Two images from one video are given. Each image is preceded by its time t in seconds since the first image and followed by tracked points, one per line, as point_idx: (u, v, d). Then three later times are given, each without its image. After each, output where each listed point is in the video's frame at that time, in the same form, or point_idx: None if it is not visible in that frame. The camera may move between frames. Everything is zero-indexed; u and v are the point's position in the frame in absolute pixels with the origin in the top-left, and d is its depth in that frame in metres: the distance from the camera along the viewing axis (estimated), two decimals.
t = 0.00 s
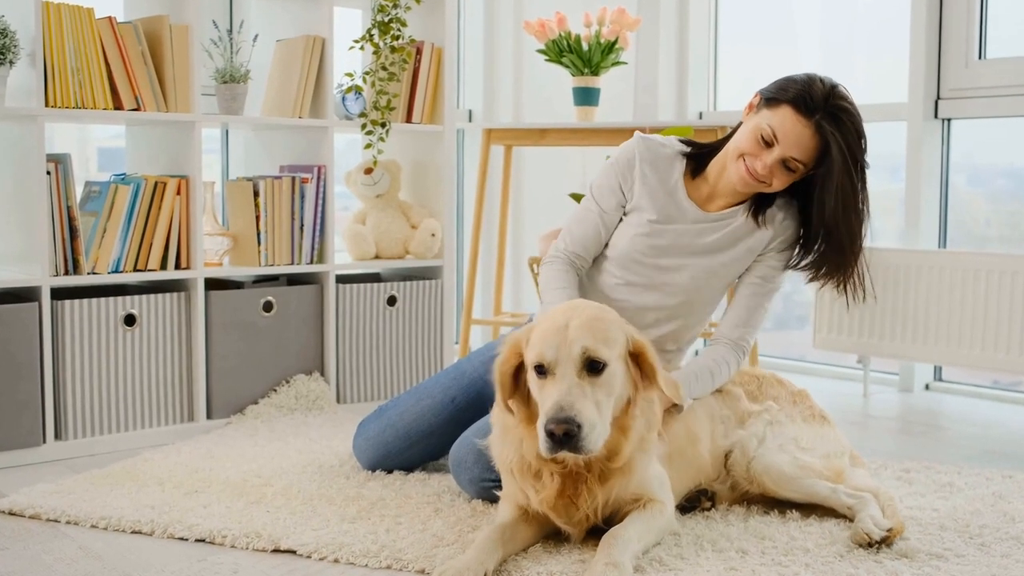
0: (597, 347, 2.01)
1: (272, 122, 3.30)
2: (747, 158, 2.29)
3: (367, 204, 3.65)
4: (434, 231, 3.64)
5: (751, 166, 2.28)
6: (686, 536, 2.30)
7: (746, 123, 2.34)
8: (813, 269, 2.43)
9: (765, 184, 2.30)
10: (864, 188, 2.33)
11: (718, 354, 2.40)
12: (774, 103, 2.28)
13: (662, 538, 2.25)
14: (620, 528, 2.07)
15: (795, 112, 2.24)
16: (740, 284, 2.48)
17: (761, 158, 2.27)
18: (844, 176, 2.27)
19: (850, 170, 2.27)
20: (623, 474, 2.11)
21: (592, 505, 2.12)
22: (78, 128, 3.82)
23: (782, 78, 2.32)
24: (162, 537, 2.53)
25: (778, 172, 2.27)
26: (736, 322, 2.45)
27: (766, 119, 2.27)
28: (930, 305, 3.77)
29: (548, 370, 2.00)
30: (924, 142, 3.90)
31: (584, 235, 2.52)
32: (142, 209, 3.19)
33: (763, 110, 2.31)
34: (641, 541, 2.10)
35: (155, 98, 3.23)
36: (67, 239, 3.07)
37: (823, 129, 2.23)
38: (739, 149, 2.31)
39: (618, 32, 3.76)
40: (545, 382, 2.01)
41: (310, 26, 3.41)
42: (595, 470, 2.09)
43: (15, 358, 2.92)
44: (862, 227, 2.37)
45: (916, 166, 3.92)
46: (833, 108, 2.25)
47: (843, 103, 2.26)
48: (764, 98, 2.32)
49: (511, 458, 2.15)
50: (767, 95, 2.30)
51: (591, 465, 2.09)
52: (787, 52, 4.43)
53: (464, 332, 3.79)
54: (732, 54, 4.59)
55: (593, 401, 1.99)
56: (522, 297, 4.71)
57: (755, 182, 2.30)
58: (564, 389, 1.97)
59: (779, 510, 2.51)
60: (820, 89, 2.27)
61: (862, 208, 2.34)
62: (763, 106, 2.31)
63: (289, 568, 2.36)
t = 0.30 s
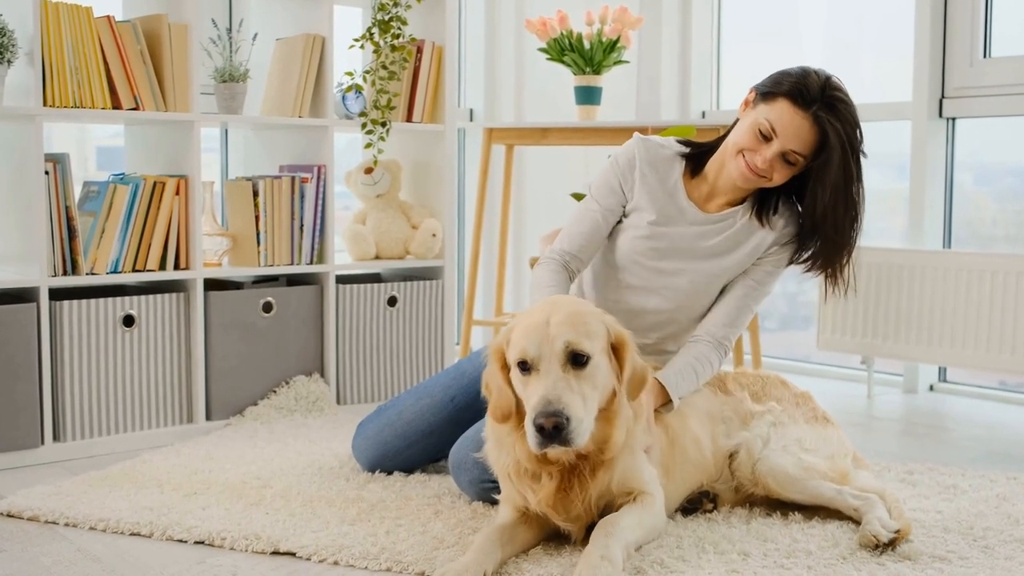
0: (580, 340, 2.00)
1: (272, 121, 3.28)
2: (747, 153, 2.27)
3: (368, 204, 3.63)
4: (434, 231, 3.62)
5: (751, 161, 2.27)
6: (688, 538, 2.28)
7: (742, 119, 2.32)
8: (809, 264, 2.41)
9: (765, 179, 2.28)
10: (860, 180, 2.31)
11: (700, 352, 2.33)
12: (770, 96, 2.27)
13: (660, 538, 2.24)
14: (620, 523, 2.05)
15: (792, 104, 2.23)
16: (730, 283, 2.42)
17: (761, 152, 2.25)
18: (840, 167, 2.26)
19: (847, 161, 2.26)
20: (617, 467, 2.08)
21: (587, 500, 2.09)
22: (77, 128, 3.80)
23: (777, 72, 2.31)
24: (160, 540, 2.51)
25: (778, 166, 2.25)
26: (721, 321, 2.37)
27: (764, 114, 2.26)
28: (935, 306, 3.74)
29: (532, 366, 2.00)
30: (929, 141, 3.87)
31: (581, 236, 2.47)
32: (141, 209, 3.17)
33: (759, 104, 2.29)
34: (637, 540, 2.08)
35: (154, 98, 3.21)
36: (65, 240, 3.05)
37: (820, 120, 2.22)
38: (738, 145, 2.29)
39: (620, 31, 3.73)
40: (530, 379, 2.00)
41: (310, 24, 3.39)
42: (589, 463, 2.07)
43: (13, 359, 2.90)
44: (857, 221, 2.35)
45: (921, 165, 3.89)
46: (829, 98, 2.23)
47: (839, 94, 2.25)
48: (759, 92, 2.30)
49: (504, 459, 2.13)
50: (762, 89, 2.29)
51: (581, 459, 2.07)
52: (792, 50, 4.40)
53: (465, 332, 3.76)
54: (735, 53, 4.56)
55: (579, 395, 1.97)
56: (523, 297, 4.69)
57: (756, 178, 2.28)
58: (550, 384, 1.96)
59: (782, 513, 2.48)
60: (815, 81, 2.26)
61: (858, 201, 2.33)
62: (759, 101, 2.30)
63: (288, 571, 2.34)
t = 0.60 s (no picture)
0: (575, 351, 1.99)
1: (272, 119, 3.26)
2: (742, 153, 2.25)
3: (368, 203, 3.61)
4: (435, 231, 3.60)
5: (746, 161, 2.24)
6: (688, 539, 2.26)
7: (737, 119, 2.30)
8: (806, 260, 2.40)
9: (761, 178, 2.26)
10: (856, 179, 2.29)
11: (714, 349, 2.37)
12: (764, 95, 2.25)
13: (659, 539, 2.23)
14: (611, 529, 2.05)
15: (786, 103, 2.20)
16: (737, 283, 2.46)
17: (756, 152, 2.23)
18: (835, 166, 2.24)
19: (841, 160, 2.24)
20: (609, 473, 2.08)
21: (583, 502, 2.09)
22: (76, 126, 3.78)
23: (772, 70, 2.28)
24: (159, 541, 2.49)
25: (774, 165, 2.23)
26: (733, 320, 2.42)
27: (758, 113, 2.24)
28: (939, 306, 3.72)
29: (524, 375, 2.00)
30: (933, 140, 3.85)
31: (591, 237, 2.40)
32: (140, 209, 3.16)
33: (754, 104, 2.27)
34: (632, 544, 2.07)
35: (153, 96, 3.19)
36: (64, 239, 3.04)
37: (814, 119, 2.20)
38: (733, 145, 2.27)
39: (622, 29, 3.72)
40: (523, 387, 2.00)
41: (310, 23, 3.37)
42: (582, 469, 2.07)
43: (12, 359, 2.89)
44: (855, 219, 2.33)
45: (925, 164, 3.87)
46: (824, 97, 2.21)
47: (834, 92, 2.23)
48: (754, 90, 2.28)
49: (495, 466, 2.13)
50: (757, 87, 2.27)
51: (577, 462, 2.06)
52: (795, 49, 4.37)
53: (465, 331, 3.74)
54: (738, 52, 4.53)
55: (569, 406, 1.97)
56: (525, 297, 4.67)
57: (752, 177, 2.27)
58: (540, 393, 1.96)
59: (782, 514, 2.45)
60: (809, 79, 2.23)
61: (854, 200, 2.30)
62: (754, 100, 2.27)
63: (287, 572, 2.32)
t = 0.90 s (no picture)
0: (567, 352, 1.98)
1: (270, 118, 3.24)
2: (741, 149, 2.23)
3: (367, 202, 3.59)
4: (435, 229, 3.58)
5: (746, 157, 2.22)
6: (689, 539, 2.24)
7: (737, 115, 2.27)
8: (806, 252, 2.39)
9: (761, 174, 2.24)
10: (855, 171, 2.27)
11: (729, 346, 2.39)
12: (762, 91, 2.22)
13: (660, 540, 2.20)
14: (612, 529, 2.02)
15: (785, 98, 2.18)
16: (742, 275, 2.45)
17: (755, 148, 2.21)
18: (834, 160, 2.22)
19: (841, 153, 2.22)
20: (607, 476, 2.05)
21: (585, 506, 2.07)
22: (73, 124, 3.76)
23: (770, 64, 2.26)
24: (157, 541, 2.47)
25: (774, 161, 2.21)
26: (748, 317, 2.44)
27: (757, 108, 2.21)
28: (943, 305, 3.70)
29: (518, 375, 1.98)
30: (936, 139, 3.83)
31: (583, 239, 2.40)
32: (139, 207, 3.14)
33: (752, 99, 2.25)
34: (634, 544, 2.05)
35: (151, 95, 3.17)
36: (62, 238, 3.02)
37: (813, 113, 2.18)
38: (733, 141, 2.25)
39: (623, 27, 3.71)
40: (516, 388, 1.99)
41: (310, 20, 3.35)
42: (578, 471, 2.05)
43: (9, 358, 2.87)
44: (855, 211, 2.32)
45: (929, 162, 3.84)
46: (823, 90, 2.19)
47: (833, 85, 2.20)
48: (752, 85, 2.25)
49: (498, 470, 2.12)
50: (755, 82, 2.24)
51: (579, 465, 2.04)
52: (798, 47, 4.35)
53: (466, 330, 3.71)
54: (740, 50, 4.51)
55: (558, 408, 1.95)
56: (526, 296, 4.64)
57: (752, 174, 2.24)
58: (530, 392, 1.94)
59: (784, 514, 2.43)
60: (807, 73, 2.21)
61: (853, 192, 2.29)
62: (752, 95, 2.25)
63: (285, 572, 2.30)
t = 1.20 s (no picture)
0: (563, 345, 1.94)
1: (271, 115, 3.22)
2: (744, 145, 2.21)
3: (368, 200, 3.57)
4: (437, 227, 3.56)
5: (748, 152, 2.20)
6: (692, 538, 2.21)
7: (738, 112, 2.26)
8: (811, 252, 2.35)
9: (764, 171, 2.22)
10: (859, 165, 2.26)
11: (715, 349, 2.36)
12: (764, 86, 2.21)
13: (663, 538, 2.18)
14: (614, 527, 2.00)
15: (787, 90, 2.17)
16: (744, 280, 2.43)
17: (758, 143, 2.19)
18: (838, 152, 2.20)
19: (845, 146, 2.20)
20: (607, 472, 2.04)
21: (582, 504, 2.05)
22: (73, 122, 3.75)
23: (769, 61, 2.25)
24: (156, 539, 2.45)
25: (777, 155, 2.19)
26: (740, 317, 2.40)
27: (758, 103, 2.20)
28: (949, 304, 3.67)
29: (513, 372, 1.95)
30: (942, 136, 3.80)
31: (583, 232, 2.37)
32: (138, 205, 3.12)
33: (753, 95, 2.24)
34: (638, 543, 2.03)
35: (150, 92, 3.15)
36: (61, 235, 3.01)
37: (816, 105, 2.17)
38: (734, 138, 2.23)
39: (626, 23, 3.69)
40: (512, 383, 1.96)
41: (311, 17, 3.33)
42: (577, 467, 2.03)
43: (8, 357, 2.85)
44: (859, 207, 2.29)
45: (934, 159, 3.81)
46: (823, 83, 2.18)
47: (834, 78, 2.20)
48: (752, 82, 2.25)
49: (495, 466, 2.10)
50: (754, 78, 2.23)
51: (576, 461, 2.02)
52: (803, 44, 4.32)
53: (468, 329, 3.69)
54: (744, 47, 4.48)
55: (557, 402, 1.92)
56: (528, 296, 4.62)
57: (755, 171, 2.22)
58: (527, 389, 1.91)
59: (788, 513, 2.40)
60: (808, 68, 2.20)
61: (857, 186, 2.27)
62: (753, 92, 2.24)
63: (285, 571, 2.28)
